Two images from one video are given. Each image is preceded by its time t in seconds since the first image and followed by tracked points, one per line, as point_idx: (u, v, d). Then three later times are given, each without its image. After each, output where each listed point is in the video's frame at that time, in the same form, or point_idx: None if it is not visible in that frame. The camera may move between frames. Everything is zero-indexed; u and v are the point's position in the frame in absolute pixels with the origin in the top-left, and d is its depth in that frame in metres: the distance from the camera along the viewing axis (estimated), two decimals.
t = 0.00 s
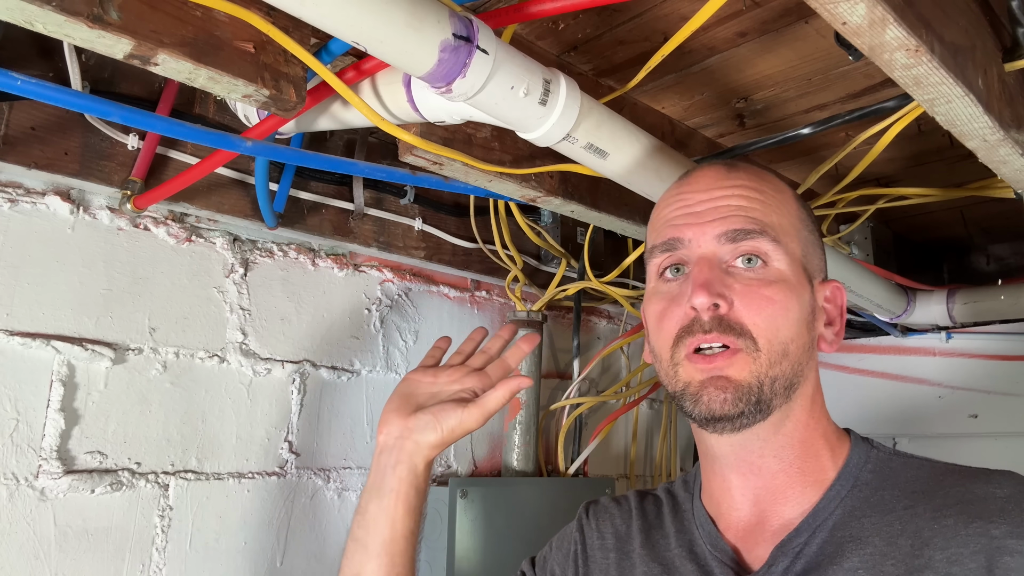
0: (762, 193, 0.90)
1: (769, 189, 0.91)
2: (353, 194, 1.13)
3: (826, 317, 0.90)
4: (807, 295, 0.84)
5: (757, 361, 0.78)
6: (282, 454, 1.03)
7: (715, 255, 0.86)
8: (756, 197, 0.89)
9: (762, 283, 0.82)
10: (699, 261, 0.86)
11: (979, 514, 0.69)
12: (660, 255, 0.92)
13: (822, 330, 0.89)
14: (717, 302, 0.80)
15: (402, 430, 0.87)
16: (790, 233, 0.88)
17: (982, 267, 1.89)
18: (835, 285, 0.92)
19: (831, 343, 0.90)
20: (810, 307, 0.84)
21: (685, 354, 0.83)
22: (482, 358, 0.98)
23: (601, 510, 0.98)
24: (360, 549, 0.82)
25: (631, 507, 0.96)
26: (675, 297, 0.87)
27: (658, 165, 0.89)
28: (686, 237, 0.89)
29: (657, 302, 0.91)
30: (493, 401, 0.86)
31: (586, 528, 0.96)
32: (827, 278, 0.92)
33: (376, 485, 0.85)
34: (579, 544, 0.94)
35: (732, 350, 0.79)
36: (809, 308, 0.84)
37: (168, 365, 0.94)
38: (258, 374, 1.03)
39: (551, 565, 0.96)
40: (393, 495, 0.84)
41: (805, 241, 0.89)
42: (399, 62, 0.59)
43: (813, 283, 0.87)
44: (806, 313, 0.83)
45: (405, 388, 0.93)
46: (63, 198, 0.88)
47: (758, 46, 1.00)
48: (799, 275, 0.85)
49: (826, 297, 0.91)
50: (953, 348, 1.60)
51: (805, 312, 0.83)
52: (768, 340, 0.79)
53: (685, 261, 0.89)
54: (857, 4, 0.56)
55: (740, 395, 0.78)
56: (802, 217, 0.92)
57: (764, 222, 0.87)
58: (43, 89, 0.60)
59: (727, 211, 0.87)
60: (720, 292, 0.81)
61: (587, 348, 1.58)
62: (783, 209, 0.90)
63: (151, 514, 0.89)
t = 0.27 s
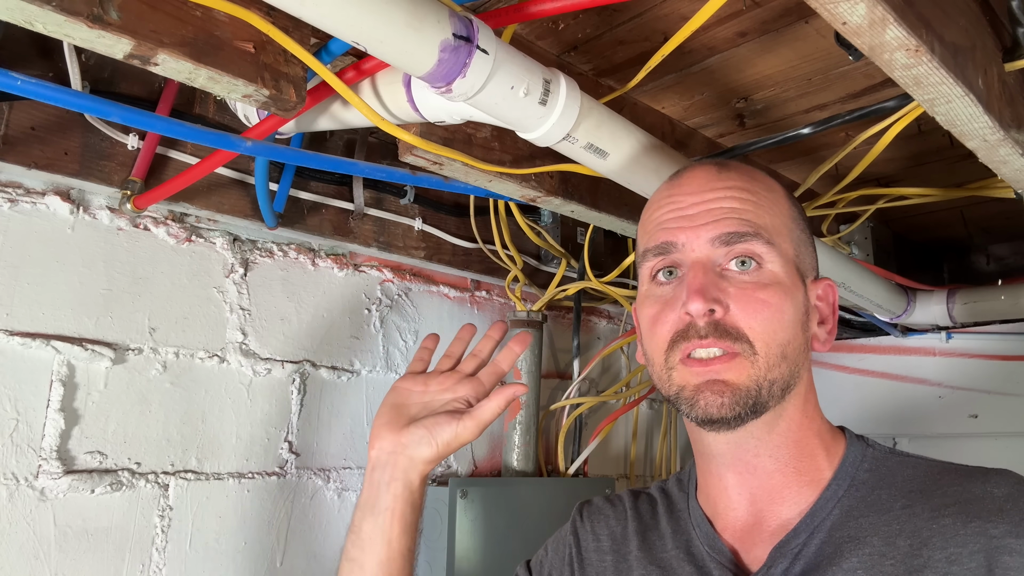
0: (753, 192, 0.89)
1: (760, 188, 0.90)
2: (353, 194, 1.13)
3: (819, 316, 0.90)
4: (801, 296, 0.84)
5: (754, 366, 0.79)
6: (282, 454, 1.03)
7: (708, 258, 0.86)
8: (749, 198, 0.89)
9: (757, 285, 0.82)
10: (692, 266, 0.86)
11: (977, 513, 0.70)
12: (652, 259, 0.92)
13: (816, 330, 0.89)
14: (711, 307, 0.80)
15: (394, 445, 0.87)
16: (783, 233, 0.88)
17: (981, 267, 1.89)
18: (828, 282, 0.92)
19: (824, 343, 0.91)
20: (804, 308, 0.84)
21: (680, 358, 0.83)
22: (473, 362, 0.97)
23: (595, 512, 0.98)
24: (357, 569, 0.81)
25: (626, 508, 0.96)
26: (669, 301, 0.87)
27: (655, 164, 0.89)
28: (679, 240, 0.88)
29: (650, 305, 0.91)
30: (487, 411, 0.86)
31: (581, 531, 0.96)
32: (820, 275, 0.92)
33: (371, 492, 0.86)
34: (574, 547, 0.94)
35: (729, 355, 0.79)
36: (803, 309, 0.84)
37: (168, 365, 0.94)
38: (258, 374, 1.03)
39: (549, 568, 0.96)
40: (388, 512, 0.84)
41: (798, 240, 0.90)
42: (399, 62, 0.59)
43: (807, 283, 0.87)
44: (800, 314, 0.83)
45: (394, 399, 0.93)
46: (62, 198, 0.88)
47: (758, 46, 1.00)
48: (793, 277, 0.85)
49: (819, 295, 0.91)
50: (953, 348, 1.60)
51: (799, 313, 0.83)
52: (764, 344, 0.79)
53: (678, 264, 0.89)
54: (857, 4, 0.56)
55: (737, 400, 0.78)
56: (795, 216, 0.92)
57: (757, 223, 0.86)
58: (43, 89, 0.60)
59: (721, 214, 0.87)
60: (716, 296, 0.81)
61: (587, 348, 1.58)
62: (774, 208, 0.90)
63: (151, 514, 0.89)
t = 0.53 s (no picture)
0: (733, 186, 0.88)
1: (741, 182, 0.89)
2: (353, 194, 1.13)
3: (817, 311, 0.86)
4: (779, 288, 0.81)
5: (716, 353, 0.78)
6: (282, 454, 1.03)
7: (678, 249, 0.86)
8: (726, 191, 0.87)
9: (723, 275, 0.81)
10: (662, 257, 0.87)
11: (982, 516, 0.70)
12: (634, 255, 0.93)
13: (805, 324, 0.84)
14: (671, 294, 0.81)
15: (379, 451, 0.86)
16: (766, 225, 0.85)
17: (981, 267, 1.89)
18: (824, 276, 0.87)
19: (824, 337, 0.85)
20: (783, 301, 0.81)
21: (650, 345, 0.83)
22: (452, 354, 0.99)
23: (595, 511, 0.98)
24: None
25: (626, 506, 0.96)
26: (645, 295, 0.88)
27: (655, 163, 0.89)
28: (654, 234, 0.90)
29: (637, 302, 0.92)
30: (471, 395, 0.90)
31: (580, 529, 0.96)
32: (820, 270, 0.88)
33: (362, 495, 0.85)
34: (572, 546, 0.95)
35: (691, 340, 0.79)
36: (780, 301, 0.81)
37: (168, 365, 0.94)
38: (258, 374, 1.03)
39: (550, 566, 0.97)
40: (381, 521, 0.84)
41: (785, 232, 0.86)
42: (399, 62, 0.59)
43: (792, 276, 0.84)
44: (775, 305, 0.80)
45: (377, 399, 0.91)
46: (62, 198, 0.88)
47: (758, 46, 1.00)
48: (771, 268, 0.82)
49: (816, 290, 0.86)
50: (954, 348, 1.60)
51: (774, 304, 0.80)
52: (727, 333, 0.78)
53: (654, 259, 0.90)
54: (857, 4, 0.56)
55: (697, 383, 0.78)
56: (786, 209, 0.89)
57: (730, 215, 0.85)
58: (42, 89, 0.60)
59: (693, 206, 0.87)
60: (676, 285, 0.81)
61: (587, 348, 1.58)
62: (758, 201, 0.87)
63: (151, 514, 0.89)
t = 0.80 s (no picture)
0: (708, 192, 0.91)
1: (718, 188, 0.91)
2: (353, 194, 1.13)
3: (792, 303, 0.85)
4: (736, 281, 0.84)
5: (671, 343, 0.84)
6: (282, 454, 1.03)
7: (654, 252, 0.91)
8: (699, 196, 0.90)
9: (682, 271, 0.86)
10: (642, 260, 0.93)
11: (974, 516, 0.69)
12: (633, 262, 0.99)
13: (772, 315, 0.84)
14: (636, 290, 0.88)
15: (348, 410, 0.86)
16: (733, 224, 0.88)
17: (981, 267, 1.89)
18: (801, 269, 0.86)
19: (794, 327, 0.84)
20: (744, 293, 0.84)
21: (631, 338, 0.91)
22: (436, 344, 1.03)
23: (600, 501, 0.98)
24: (328, 537, 0.82)
25: (632, 500, 0.96)
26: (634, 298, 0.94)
27: (657, 164, 0.89)
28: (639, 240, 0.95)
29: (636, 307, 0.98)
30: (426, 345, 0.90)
31: (585, 517, 0.96)
32: (799, 263, 0.87)
33: (333, 449, 0.85)
34: (578, 533, 0.94)
35: (655, 333, 0.86)
36: (738, 293, 0.84)
37: (168, 365, 0.94)
38: (258, 374, 1.03)
39: (552, 551, 0.97)
40: (356, 475, 0.85)
41: (756, 230, 0.88)
42: (400, 62, 0.59)
43: (759, 270, 0.85)
44: (732, 297, 0.83)
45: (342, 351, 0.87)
46: (62, 198, 0.88)
47: (758, 46, 1.00)
48: (731, 263, 0.85)
49: (792, 284, 0.85)
50: (953, 348, 1.60)
51: (732, 297, 0.83)
52: (680, 322, 0.84)
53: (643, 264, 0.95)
54: (857, 4, 0.56)
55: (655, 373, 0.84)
56: (765, 209, 0.90)
57: (697, 217, 0.88)
58: (42, 89, 0.60)
59: (667, 211, 0.92)
60: (641, 281, 0.88)
61: (587, 348, 1.58)
62: (732, 204, 0.89)
63: (151, 514, 0.89)
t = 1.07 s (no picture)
0: (711, 196, 0.91)
1: (722, 192, 0.92)
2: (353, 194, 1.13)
3: (792, 306, 0.84)
4: (738, 285, 0.84)
5: (672, 347, 0.85)
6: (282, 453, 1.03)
7: (658, 256, 0.91)
8: (702, 200, 0.90)
9: (685, 275, 0.86)
10: (646, 264, 0.93)
11: (974, 508, 0.69)
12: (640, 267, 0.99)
13: (771, 318, 0.84)
14: (640, 294, 0.88)
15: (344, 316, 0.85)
16: (735, 228, 0.88)
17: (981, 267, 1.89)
18: (803, 272, 0.85)
19: (793, 330, 0.83)
20: (744, 296, 0.84)
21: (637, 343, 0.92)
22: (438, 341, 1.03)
23: (602, 484, 0.98)
24: (309, 445, 0.82)
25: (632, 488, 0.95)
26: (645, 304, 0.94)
27: (658, 165, 0.89)
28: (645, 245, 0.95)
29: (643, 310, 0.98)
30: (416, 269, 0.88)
31: (585, 497, 0.95)
32: (801, 266, 0.86)
33: (320, 358, 0.84)
34: (575, 512, 0.93)
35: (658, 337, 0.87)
36: (738, 296, 0.84)
37: (168, 365, 0.94)
38: (258, 374, 1.03)
39: (548, 525, 0.95)
40: (341, 386, 0.84)
41: (758, 234, 0.87)
42: (400, 62, 0.59)
43: (760, 273, 0.85)
44: (732, 301, 0.83)
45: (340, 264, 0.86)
46: (62, 198, 0.88)
47: (758, 46, 1.00)
48: (732, 266, 0.85)
49: (793, 287, 0.85)
50: (953, 348, 1.60)
51: (732, 300, 0.83)
52: (682, 326, 0.84)
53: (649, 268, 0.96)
54: (857, 4, 0.56)
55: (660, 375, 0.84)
56: (769, 213, 0.89)
57: (699, 221, 0.88)
58: (43, 89, 0.60)
59: (671, 216, 0.92)
60: (644, 285, 0.89)
61: (587, 348, 1.58)
62: (735, 207, 0.90)
63: (151, 514, 0.89)
